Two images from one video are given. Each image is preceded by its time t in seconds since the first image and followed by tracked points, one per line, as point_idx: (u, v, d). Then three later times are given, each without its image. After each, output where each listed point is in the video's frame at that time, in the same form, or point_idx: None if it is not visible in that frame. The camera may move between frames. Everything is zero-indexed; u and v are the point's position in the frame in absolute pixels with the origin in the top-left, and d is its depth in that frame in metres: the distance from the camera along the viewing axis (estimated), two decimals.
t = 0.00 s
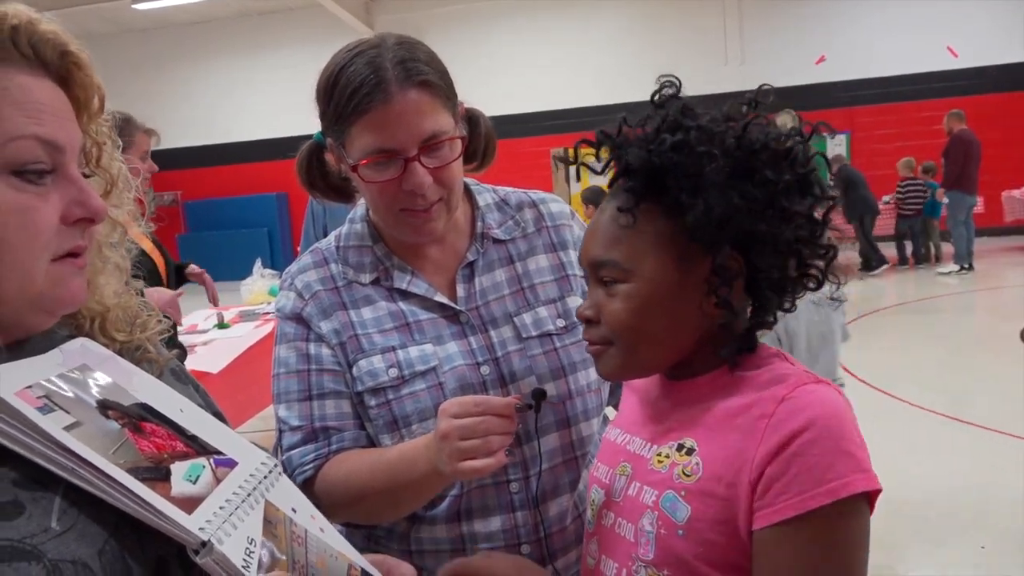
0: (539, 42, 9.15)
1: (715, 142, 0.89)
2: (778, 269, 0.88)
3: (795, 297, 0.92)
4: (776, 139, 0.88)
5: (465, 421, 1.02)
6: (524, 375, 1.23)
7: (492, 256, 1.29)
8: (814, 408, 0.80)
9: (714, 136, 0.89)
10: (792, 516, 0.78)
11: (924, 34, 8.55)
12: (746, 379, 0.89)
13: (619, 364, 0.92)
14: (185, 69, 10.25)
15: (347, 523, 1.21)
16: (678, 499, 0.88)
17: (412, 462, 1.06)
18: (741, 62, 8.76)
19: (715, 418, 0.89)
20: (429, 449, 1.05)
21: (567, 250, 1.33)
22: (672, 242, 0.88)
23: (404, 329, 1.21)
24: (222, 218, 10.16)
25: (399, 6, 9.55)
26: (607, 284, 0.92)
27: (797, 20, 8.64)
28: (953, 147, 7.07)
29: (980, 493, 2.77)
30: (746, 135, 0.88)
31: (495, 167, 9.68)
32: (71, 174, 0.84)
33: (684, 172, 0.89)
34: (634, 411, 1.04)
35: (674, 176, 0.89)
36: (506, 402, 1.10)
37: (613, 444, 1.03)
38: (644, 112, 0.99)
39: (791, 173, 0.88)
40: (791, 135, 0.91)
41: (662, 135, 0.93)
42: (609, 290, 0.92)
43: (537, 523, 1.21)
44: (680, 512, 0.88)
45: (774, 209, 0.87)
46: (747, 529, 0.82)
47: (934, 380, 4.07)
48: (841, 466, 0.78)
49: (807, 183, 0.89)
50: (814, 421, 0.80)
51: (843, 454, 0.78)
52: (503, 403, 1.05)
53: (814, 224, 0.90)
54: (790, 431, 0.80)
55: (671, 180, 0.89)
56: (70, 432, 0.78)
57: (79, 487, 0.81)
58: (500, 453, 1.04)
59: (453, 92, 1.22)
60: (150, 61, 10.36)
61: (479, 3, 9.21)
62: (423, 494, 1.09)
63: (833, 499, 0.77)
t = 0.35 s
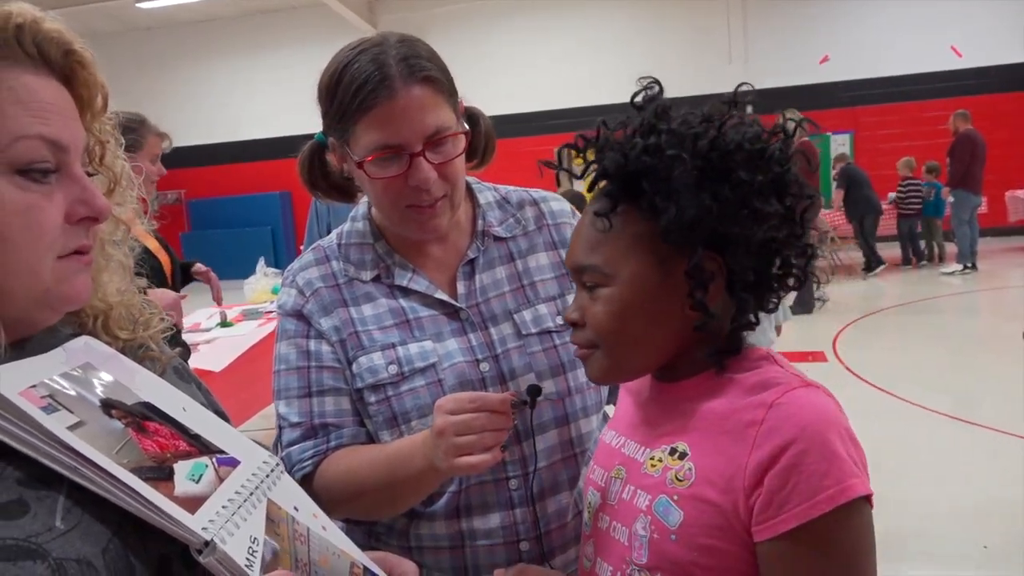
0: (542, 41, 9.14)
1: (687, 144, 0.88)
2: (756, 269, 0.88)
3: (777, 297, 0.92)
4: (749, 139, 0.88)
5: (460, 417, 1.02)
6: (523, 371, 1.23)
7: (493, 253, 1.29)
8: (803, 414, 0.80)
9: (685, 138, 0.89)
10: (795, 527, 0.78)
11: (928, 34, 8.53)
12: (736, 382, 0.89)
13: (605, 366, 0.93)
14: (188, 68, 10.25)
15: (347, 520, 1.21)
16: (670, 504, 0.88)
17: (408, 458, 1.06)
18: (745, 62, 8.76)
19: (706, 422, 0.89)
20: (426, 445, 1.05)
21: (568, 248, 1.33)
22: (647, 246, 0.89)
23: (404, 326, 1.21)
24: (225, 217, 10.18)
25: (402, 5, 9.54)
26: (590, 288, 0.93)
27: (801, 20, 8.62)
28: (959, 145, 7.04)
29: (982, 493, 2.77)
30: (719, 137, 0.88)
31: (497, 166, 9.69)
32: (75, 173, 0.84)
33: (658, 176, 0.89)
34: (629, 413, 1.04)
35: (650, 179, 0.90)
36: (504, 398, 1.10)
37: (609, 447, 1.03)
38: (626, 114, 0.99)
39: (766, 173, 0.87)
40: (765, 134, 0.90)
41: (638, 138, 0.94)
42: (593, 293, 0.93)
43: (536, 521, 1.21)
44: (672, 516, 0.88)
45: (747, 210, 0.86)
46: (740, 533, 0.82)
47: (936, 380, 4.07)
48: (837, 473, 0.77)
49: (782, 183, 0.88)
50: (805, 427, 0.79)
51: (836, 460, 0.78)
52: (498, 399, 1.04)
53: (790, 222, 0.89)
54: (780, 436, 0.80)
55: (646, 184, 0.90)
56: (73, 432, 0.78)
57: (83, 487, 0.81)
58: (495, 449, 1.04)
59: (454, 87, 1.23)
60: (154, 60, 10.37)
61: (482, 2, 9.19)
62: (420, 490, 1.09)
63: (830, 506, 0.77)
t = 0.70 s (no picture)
0: (546, 40, 9.14)
1: (672, 149, 0.88)
2: (741, 275, 0.88)
3: (766, 300, 0.92)
4: (735, 144, 0.87)
5: (458, 413, 1.02)
6: (524, 370, 1.23)
7: (495, 252, 1.29)
8: (786, 420, 0.80)
9: (670, 143, 0.89)
10: (777, 532, 0.77)
11: (934, 33, 8.50)
12: (725, 387, 0.89)
13: (593, 367, 0.93)
14: (193, 68, 10.28)
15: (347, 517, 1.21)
16: (661, 507, 0.88)
17: (405, 456, 1.06)
18: (749, 61, 8.75)
19: (697, 427, 0.89)
20: (424, 441, 1.05)
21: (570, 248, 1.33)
22: (634, 250, 0.89)
23: (405, 325, 1.21)
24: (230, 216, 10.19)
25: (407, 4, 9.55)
26: (579, 289, 0.93)
27: (806, 19, 8.60)
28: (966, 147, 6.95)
29: (988, 494, 2.75)
30: (706, 141, 0.87)
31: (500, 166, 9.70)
32: (79, 174, 0.84)
33: (643, 180, 0.89)
34: (627, 415, 1.04)
35: (635, 184, 0.89)
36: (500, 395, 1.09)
37: (606, 450, 1.03)
38: (617, 116, 0.99)
39: (751, 180, 0.87)
40: (754, 138, 0.89)
41: (626, 142, 0.94)
42: (581, 295, 0.93)
43: (535, 519, 1.21)
44: (662, 520, 0.88)
45: (731, 216, 0.86)
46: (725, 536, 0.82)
47: (942, 381, 4.06)
48: (821, 479, 0.77)
49: (767, 190, 0.88)
50: (790, 432, 0.79)
51: (820, 467, 0.77)
52: (495, 396, 1.04)
53: (775, 227, 0.89)
54: (765, 442, 0.80)
55: (632, 189, 0.89)
56: (75, 431, 0.78)
57: (84, 486, 0.81)
58: (492, 445, 1.04)
59: (451, 86, 1.22)
60: (159, 59, 10.39)
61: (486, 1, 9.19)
62: (419, 487, 1.09)
63: (812, 512, 0.76)
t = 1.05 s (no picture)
0: (551, 42, 9.15)
1: (671, 153, 0.88)
2: (742, 277, 0.88)
3: (768, 302, 0.92)
4: (735, 147, 0.87)
5: (414, 410, 1.04)
6: (525, 372, 1.23)
7: (498, 255, 1.29)
8: (788, 423, 0.80)
9: (669, 146, 0.89)
10: (778, 534, 0.78)
11: (939, 33, 8.48)
12: (727, 389, 0.89)
13: (594, 368, 0.93)
14: (198, 68, 10.30)
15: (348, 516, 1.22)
16: (663, 509, 0.88)
17: (381, 451, 1.07)
18: (754, 62, 8.75)
19: (700, 428, 0.89)
20: (390, 437, 1.07)
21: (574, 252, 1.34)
22: (635, 251, 0.89)
23: (408, 325, 1.21)
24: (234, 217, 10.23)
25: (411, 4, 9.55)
26: (581, 291, 0.93)
27: (811, 19, 8.59)
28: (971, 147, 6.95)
29: (993, 496, 2.75)
30: (705, 144, 0.87)
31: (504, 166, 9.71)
32: (76, 157, 0.85)
33: (643, 182, 0.89)
34: (628, 417, 1.04)
35: (637, 186, 0.89)
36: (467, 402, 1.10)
37: (607, 451, 1.04)
38: (620, 118, 0.99)
39: (752, 183, 0.87)
40: (755, 141, 0.89)
41: (629, 145, 0.94)
42: (584, 296, 0.93)
43: (533, 520, 1.21)
44: (664, 521, 0.88)
45: (732, 218, 0.85)
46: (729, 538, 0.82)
47: (946, 381, 4.06)
48: (820, 481, 0.77)
49: (768, 194, 0.88)
50: (791, 435, 0.79)
51: (820, 469, 0.77)
52: (454, 395, 1.05)
53: (776, 229, 0.89)
54: (766, 445, 0.80)
55: (633, 191, 0.90)
56: (79, 430, 0.78)
57: (87, 483, 0.81)
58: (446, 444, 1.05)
59: (436, 84, 1.21)
60: (164, 60, 10.42)
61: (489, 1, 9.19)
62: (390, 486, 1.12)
63: (812, 514, 0.76)
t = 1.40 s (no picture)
0: (557, 43, 9.15)
1: (671, 154, 0.89)
2: (743, 279, 0.88)
3: (772, 302, 0.92)
4: (737, 148, 0.88)
5: (368, 428, 1.06)
6: (523, 372, 1.24)
7: (499, 256, 1.30)
8: (793, 427, 0.80)
9: (668, 148, 0.89)
10: (786, 538, 0.77)
11: (946, 33, 8.47)
12: (731, 390, 0.89)
13: (599, 367, 0.94)
14: (204, 68, 10.33)
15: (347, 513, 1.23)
16: (663, 506, 0.89)
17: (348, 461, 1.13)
18: (759, 62, 8.74)
19: (702, 428, 0.89)
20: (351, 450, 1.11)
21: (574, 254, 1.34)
22: (638, 252, 0.90)
23: (407, 325, 1.22)
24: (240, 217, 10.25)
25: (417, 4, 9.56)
26: (587, 291, 0.94)
27: (817, 19, 8.57)
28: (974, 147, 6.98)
29: (997, 496, 2.75)
30: (705, 145, 0.88)
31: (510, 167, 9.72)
32: (91, 174, 0.86)
33: (644, 184, 0.90)
34: (632, 415, 1.05)
35: (638, 187, 0.90)
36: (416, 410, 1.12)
37: (610, 447, 1.05)
38: (626, 118, 1.00)
39: (752, 185, 0.87)
40: (758, 142, 0.90)
41: (634, 144, 0.94)
42: (589, 295, 0.94)
43: (528, 519, 1.22)
44: (664, 518, 0.89)
45: (730, 220, 0.86)
46: (731, 539, 0.83)
47: (950, 382, 4.05)
48: (824, 486, 0.77)
49: (770, 196, 0.88)
50: (794, 440, 0.79)
51: (822, 473, 0.78)
52: (404, 414, 1.07)
53: (777, 230, 0.89)
54: (769, 448, 0.80)
55: (635, 191, 0.91)
56: (88, 428, 0.80)
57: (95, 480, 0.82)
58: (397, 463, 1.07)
59: (430, 86, 1.22)
60: (171, 60, 10.45)
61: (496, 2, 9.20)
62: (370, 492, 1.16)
63: (817, 519, 0.76)
